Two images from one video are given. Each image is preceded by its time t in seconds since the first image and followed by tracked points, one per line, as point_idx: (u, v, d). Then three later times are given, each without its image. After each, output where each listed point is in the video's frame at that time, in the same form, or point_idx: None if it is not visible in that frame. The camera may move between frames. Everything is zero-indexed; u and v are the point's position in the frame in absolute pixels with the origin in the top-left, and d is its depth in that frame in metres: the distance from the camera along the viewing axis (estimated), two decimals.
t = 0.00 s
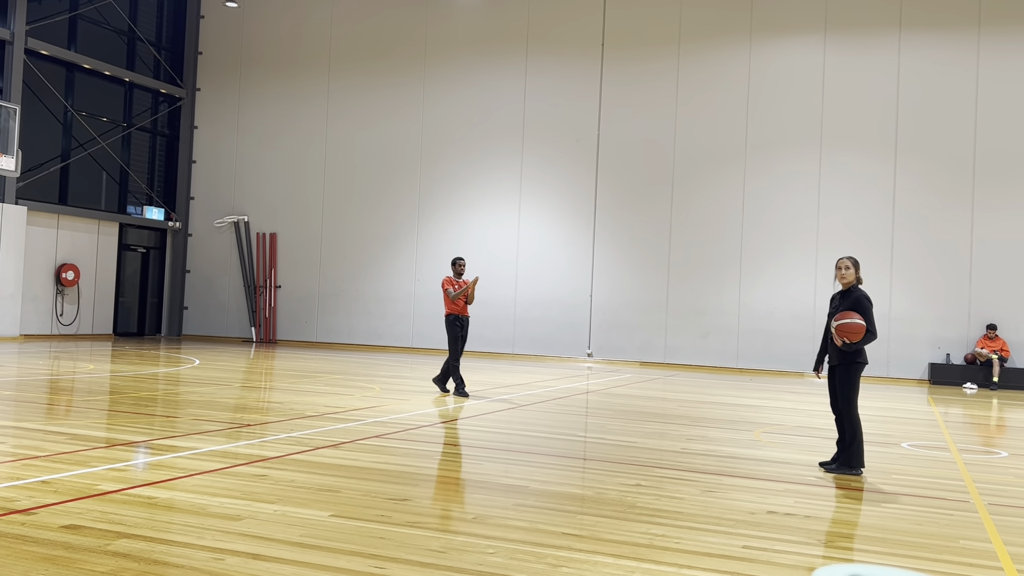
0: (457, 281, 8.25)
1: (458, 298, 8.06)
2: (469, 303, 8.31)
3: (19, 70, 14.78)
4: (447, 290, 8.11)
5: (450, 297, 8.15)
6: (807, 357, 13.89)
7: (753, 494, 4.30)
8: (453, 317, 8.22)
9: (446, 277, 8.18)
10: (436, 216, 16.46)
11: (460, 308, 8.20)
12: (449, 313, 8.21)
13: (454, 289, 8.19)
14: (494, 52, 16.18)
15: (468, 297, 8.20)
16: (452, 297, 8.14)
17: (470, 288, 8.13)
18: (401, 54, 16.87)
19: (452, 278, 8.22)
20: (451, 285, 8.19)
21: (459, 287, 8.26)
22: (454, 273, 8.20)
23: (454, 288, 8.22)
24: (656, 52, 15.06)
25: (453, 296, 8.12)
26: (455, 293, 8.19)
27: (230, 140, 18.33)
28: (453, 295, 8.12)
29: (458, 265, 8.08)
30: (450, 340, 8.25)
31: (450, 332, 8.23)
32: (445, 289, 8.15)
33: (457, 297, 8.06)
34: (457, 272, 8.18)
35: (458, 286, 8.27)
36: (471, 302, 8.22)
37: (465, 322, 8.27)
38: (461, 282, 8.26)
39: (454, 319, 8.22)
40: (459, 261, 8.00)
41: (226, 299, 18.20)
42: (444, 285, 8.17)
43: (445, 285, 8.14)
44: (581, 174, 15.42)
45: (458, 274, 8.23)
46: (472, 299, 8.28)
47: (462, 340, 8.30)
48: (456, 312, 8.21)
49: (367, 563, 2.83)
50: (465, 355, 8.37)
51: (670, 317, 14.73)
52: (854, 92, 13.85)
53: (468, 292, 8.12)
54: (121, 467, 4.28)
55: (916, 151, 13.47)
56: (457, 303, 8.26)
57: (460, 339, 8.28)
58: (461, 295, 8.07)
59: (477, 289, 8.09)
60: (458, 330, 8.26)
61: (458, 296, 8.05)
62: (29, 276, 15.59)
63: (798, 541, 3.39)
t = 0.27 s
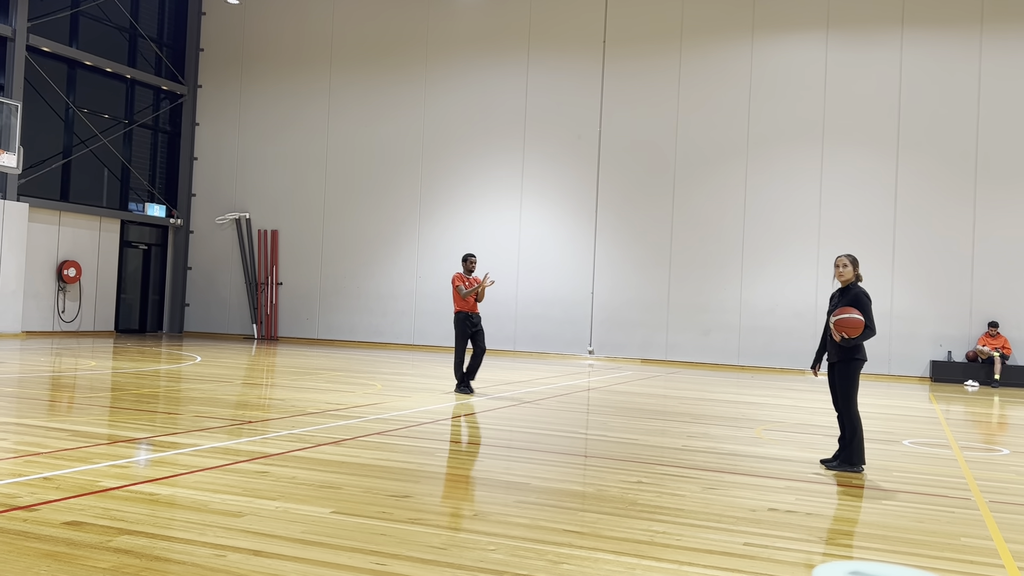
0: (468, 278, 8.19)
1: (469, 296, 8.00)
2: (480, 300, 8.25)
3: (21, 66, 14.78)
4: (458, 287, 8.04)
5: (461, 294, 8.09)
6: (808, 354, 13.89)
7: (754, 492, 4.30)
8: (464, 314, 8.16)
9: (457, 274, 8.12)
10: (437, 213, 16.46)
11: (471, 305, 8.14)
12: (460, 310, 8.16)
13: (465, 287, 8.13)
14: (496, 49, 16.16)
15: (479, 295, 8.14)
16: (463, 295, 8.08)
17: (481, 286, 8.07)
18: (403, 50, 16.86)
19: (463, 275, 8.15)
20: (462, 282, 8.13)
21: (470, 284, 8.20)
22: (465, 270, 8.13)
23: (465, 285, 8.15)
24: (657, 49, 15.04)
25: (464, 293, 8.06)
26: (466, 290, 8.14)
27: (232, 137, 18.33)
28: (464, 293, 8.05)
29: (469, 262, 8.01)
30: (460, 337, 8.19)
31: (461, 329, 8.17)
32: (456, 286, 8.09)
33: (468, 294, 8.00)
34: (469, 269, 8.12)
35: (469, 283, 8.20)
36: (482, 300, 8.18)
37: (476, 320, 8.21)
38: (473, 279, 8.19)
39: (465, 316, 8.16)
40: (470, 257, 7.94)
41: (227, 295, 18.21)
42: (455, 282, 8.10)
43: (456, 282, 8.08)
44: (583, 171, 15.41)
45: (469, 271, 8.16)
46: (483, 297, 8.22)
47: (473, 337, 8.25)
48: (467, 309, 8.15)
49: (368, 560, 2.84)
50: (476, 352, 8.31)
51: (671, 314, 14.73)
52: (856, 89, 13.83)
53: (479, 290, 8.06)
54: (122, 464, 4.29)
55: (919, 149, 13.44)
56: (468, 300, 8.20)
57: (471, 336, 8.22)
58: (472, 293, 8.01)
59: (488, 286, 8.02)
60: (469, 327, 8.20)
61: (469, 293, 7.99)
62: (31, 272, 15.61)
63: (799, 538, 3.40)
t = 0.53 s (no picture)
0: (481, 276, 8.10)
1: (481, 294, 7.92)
2: (493, 298, 8.17)
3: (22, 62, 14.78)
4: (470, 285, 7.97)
5: (473, 293, 8.01)
6: (809, 350, 13.88)
7: (754, 488, 4.30)
8: (476, 312, 8.08)
9: (470, 272, 8.04)
10: (438, 209, 16.45)
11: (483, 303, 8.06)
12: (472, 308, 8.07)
13: (477, 285, 8.05)
14: (497, 45, 16.14)
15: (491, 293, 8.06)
16: (475, 293, 8.00)
17: (494, 285, 7.99)
18: (404, 46, 16.85)
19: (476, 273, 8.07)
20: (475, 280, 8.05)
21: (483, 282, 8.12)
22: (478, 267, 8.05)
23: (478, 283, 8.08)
24: (659, 45, 15.02)
25: (476, 291, 7.98)
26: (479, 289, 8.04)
27: (233, 133, 18.32)
28: (477, 291, 7.98)
29: (482, 261, 7.93)
30: (472, 335, 8.12)
31: (473, 327, 8.09)
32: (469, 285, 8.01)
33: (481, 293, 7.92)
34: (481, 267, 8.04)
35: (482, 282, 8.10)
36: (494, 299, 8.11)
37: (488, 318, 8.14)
38: (486, 277, 8.11)
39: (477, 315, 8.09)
40: (484, 255, 7.86)
41: (228, 291, 18.21)
42: (468, 280, 8.02)
43: (469, 281, 8.00)
44: (584, 167, 15.40)
45: (481, 268, 8.08)
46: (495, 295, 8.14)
47: (485, 336, 8.17)
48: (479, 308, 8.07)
49: (370, 555, 2.84)
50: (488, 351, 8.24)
51: (672, 310, 14.73)
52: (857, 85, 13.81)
53: (492, 289, 7.97)
54: (124, 459, 4.29)
55: (921, 145, 13.42)
56: (481, 299, 8.12)
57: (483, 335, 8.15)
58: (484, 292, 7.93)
59: (501, 285, 7.94)
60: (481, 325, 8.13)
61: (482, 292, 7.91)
62: (32, 268, 15.62)
63: (800, 534, 3.40)
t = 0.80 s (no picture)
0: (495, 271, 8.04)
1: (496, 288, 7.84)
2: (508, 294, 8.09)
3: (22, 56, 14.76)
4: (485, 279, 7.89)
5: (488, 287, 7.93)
6: (809, 345, 13.89)
7: (754, 482, 4.30)
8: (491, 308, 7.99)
9: (485, 267, 7.98)
10: (439, 204, 16.44)
11: (499, 299, 7.97)
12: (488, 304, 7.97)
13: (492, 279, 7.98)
14: (497, 39, 16.11)
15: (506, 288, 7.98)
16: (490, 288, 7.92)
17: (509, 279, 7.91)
18: (405, 41, 16.83)
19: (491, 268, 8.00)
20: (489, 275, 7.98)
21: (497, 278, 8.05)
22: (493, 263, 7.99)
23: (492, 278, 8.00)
24: (660, 39, 14.99)
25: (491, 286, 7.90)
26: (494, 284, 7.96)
27: (233, 127, 18.30)
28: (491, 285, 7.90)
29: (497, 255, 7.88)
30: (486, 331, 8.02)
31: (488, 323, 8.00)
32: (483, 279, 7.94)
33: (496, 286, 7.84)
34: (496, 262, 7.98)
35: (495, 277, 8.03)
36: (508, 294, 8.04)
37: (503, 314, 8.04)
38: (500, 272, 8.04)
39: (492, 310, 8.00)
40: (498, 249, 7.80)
41: (228, 285, 18.21)
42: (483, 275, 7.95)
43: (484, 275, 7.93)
44: (585, 162, 15.38)
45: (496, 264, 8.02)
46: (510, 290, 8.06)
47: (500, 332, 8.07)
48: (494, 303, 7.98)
49: (370, 550, 2.84)
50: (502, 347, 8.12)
51: (672, 305, 14.73)
52: (858, 79, 13.79)
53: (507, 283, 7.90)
54: (124, 454, 4.30)
55: (922, 140, 13.41)
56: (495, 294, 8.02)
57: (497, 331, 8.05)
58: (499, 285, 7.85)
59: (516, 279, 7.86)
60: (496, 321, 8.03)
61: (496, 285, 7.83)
62: (32, 262, 15.62)
63: (800, 528, 3.40)
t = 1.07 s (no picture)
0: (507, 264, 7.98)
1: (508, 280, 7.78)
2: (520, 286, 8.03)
3: (23, 47, 14.74)
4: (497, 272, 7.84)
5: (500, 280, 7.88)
6: (810, 338, 13.90)
7: (756, 474, 4.32)
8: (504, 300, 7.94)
9: (496, 260, 7.93)
10: (441, 196, 16.43)
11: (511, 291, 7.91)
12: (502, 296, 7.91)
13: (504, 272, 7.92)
14: (499, 31, 16.08)
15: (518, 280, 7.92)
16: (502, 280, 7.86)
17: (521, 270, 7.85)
18: (406, 33, 16.79)
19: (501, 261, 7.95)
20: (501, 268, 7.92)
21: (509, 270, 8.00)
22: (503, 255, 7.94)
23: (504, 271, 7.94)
24: (662, 31, 14.95)
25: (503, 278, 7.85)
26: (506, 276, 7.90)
27: (234, 119, 18.29)
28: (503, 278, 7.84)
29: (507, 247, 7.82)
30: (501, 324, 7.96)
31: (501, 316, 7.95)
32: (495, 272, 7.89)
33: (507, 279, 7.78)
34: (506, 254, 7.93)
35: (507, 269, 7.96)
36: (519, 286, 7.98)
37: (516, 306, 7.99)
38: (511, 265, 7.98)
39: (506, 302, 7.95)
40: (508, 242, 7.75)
41: (230, 277, 18.22)
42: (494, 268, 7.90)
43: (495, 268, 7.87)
44: (587, 154, 15.36)
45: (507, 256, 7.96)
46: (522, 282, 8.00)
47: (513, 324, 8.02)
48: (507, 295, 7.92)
49: (374, 540, 2.85)
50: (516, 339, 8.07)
51: (674, 297, 14.73)
52: (861, 72, 13.76)
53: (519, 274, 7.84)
54: (128, 445, 4.31)
55: (925, 132, 13.38)
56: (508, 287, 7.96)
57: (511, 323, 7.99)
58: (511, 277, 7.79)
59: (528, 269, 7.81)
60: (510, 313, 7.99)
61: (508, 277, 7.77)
62: (34, 253, 15.63)
63: (802, 520, 3.41)
